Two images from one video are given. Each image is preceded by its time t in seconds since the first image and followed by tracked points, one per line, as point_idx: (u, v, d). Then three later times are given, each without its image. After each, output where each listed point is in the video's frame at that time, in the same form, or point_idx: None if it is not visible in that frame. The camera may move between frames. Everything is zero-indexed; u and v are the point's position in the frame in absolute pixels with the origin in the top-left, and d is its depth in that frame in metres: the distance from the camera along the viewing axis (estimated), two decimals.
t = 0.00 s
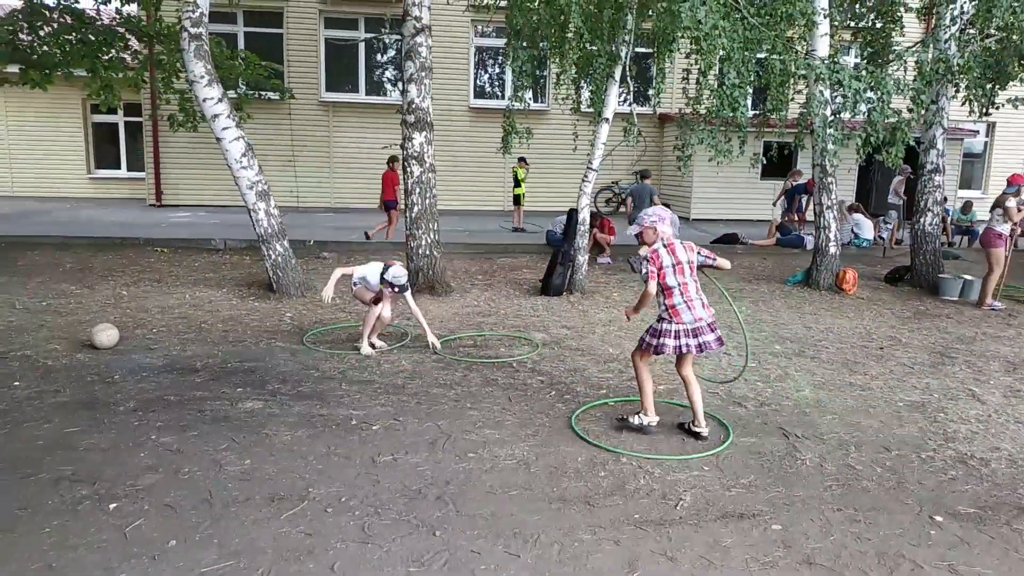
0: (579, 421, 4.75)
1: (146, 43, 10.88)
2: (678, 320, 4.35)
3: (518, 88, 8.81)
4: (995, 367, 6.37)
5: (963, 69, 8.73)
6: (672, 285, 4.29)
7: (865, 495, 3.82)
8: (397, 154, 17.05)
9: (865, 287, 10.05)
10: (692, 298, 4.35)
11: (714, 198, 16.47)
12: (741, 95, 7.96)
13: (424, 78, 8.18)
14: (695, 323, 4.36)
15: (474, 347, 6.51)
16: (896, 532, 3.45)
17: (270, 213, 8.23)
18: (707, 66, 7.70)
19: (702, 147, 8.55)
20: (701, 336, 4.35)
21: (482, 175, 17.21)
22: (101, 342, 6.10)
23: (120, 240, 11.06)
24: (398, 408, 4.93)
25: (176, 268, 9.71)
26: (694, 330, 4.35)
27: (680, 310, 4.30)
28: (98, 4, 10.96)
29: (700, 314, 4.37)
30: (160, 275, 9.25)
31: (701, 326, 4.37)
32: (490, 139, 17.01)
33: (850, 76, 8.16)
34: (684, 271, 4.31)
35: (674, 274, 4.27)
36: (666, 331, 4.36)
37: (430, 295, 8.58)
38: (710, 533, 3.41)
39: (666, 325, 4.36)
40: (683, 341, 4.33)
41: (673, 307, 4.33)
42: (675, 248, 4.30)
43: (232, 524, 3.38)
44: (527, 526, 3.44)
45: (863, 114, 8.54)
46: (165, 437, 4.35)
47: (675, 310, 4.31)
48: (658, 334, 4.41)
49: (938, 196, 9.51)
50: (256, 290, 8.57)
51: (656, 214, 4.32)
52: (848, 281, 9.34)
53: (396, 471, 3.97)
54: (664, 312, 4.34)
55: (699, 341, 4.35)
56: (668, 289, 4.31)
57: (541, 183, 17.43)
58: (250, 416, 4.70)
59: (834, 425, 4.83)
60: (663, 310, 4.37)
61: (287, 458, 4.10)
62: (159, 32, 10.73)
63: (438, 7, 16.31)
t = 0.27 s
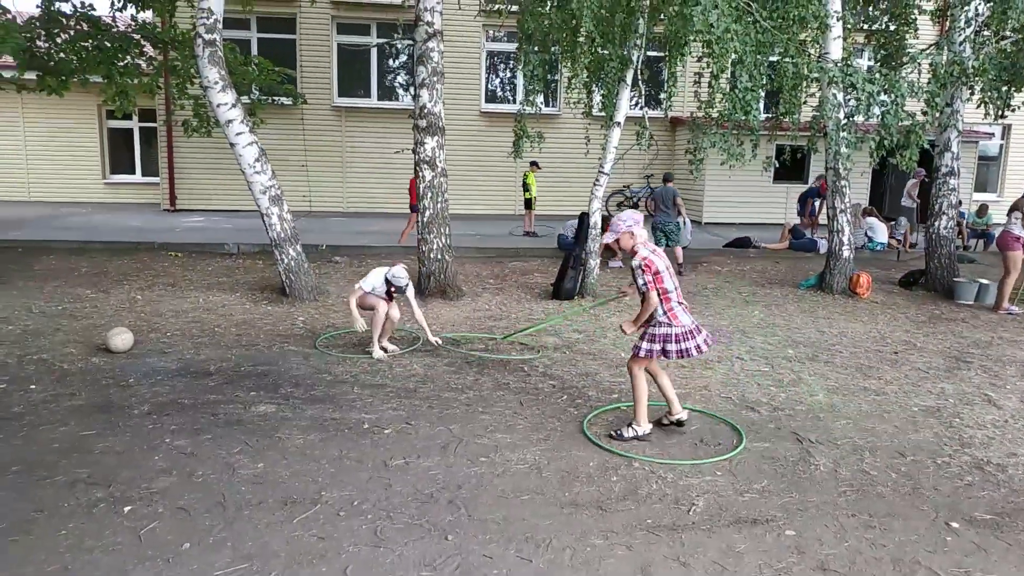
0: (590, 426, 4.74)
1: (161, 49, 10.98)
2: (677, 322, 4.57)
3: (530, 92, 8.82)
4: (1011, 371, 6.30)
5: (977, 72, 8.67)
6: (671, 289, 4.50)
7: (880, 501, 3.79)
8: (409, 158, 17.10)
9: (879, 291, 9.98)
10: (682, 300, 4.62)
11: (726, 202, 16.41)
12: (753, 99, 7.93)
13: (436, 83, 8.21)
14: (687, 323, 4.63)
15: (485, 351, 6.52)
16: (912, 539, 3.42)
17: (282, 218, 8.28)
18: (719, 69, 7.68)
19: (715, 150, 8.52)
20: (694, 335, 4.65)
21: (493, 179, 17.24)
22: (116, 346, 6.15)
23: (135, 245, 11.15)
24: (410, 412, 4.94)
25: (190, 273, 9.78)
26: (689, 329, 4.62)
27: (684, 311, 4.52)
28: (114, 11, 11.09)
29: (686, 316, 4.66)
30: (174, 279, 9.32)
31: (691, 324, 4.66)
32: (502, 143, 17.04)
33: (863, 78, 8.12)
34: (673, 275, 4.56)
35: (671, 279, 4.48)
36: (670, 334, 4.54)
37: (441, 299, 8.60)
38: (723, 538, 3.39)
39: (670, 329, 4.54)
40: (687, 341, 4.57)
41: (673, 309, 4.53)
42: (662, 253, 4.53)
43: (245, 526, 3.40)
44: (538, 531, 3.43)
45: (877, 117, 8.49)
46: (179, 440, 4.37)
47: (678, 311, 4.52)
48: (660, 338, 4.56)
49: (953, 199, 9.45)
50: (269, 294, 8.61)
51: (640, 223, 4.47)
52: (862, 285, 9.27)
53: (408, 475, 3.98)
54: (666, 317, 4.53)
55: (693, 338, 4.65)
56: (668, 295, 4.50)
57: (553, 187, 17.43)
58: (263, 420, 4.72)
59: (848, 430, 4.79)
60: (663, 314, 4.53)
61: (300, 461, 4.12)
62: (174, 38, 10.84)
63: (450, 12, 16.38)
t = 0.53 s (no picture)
0: (591, 422, 4.74)
1: (161, 48, 10.98)
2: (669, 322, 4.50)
3: (530, 89, 8.81)
4: (1013, 365, 6.29)
5: (978, 65, 8.64)
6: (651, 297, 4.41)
7: (883, 495, 3.79)
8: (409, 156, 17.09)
9: (881, 285, 9.97)
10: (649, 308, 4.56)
11: (727, 197, 16.39)
12: (753, 94, 7.92)
13: (435, 80, 8.20)
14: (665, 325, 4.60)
15: (486, 348, 6.52)
16: (914, 532, 3.42)
17: (283, 216, 8.28)
18: (720, 64, 7.66)
19: (715, 145, 8.51)
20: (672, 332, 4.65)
21: (493, 176, 17.23)
22: (118, 345, 6.16)
23: (136, 245, 11.17)
24: (412, 409, 4.94)
25: (192, 272, 9.79)
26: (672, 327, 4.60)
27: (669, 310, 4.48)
28: (113, 11, 11.09)
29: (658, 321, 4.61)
30: (176, 278, 9.33)
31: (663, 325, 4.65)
32: (502, 140, 17.02)
33: (863, 72, 8.10)
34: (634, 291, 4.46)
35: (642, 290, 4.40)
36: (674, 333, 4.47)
37: (442, 297, 8.60)
38: (725, 533, 3.40)
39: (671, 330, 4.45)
40: (677, 338, 4.53)
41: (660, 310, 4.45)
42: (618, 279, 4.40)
43: (248, 524, 3.41)
44: (540, 527, 3.44)
45: (878, 111, 8.47)
46: (181, 439, 4.38)
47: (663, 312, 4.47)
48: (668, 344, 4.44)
49: (955, 193, 9.44)
50: (270, 292, 8.62)
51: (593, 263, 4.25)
52: (863, 279, 9.26)
53: (410, 472, 3.99)
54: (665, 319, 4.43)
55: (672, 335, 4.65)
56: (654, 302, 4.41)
57: (554, 183, 17.42)
58: (265, 418, 4.73)
59: (850, 424, 4.79)
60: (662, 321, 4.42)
61: (301, 459, 4.12)
62: (173, 37, 10.84)
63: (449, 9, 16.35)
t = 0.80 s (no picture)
0: (576, 417, 4.75)
1: (143, 43, 10.86)
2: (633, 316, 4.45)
3: (515, 85, 8.79)
4: (993, 359, 6.37)
5: (959, 62, 8.72)
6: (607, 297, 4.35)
7: (864, 489, 3.83)
8: (395, 152, 17.03)
9: (863, 280, 10.06)
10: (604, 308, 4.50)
11: (711, 193, 16.46)
12: (738, 90, 7.95)
13: (420, 76, 8.17)
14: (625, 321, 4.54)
15: (472, 344, 6.51)
16: (895, 525, 3.45)
17: (267, 212, 8.22)
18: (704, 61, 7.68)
19: (700, 142, 8.54)
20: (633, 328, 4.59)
21: (479, 172, 17.20)
22: (99, 343, 6.10)
23: (118, 241, 11.05)
24: (397, 406, 4.93)
25: (174, 268, 9.70)
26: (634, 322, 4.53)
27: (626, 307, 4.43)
28: (94, 4, 10.95)
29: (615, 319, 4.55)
30: (158, 275, 9.24)
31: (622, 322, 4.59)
32: (488, 136, 16.99)
33: (847, 69, 8.15)
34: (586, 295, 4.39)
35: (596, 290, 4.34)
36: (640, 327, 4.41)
37: (428, 293, 8.58)
38: (710, 527, 3.42)
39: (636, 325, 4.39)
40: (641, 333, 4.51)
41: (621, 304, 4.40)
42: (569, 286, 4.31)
43: (231, 523, 3.39)
44: (526, 522, 3.44)
45: (861, 107, 8.53)
46: (164, 437, 4.35)
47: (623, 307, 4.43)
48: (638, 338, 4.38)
49: (936, 189, 9.52)
50: (254, 289, 8.56)
51: (541, 275, 4.18)
52: (846, 275, 9.33)
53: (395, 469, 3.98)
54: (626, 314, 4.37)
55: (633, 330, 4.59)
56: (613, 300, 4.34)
57: (540, 179, 17.42)
58: (249, 416, 4.70)
59: (833, 418, 4.84)
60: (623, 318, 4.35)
61: (286, 457, 4.10)
62: (155, 31, 10.72)
63: (434, 4, 16.30)
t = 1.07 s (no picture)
0: (569, 416, 4.75)
1: (132, 42, 10.81)
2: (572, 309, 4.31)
3: (507, 84, 8.78)
4: (983, 356, 6.40)
5: (949, 61, 8.76)
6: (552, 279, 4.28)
7: (856, 486, 3.84)
8: (387, 151, 16.99)
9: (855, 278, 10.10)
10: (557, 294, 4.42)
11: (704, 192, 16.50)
12: (729, 89, 7.96)
13: (412, 75, 8.15)
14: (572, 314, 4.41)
15: (465, 344, 6.51)
16: (887, 522, 3.47)
17: (259, 212, 8.19)
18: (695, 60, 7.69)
19: (692, 141, 8.56)
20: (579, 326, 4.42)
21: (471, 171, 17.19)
22: (90, 344, 6.06)
23: (108, 242, 10.99)
24: (390, 406, 4.92)
25: (166, 269, 9.66)
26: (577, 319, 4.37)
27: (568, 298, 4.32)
28: (83, 3, 10.88)
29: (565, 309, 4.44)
30: (149, 275, 9.19)
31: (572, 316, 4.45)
32: (480, 135, 16.98)
33: (837, 68, 8.18)
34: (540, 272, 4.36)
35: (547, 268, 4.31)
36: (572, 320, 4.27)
37: (421, 293, 8.57)
38: (703, 525, 3.42)
39: (568, 317, 4.26)
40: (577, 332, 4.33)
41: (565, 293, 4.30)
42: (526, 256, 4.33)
43: (224, 524, 3.38)
44: (519, 522, 3.44)
45: (852, 106, 8.56)
46: (155, 438, 4.32)
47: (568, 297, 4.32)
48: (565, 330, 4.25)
49: (926, 187, 9.55)
50: (246, 289, 8.53)
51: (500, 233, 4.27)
52: (837, 273, 9.37)
53: (388, 469, 3.97)
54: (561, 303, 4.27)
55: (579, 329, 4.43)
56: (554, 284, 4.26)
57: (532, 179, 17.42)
58: (241, 416, 4.68)
59: (825, 416, 4.85)
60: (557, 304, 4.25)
61: (278, 457, 4.08)
62: (145, 30, 10.67)
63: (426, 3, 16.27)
